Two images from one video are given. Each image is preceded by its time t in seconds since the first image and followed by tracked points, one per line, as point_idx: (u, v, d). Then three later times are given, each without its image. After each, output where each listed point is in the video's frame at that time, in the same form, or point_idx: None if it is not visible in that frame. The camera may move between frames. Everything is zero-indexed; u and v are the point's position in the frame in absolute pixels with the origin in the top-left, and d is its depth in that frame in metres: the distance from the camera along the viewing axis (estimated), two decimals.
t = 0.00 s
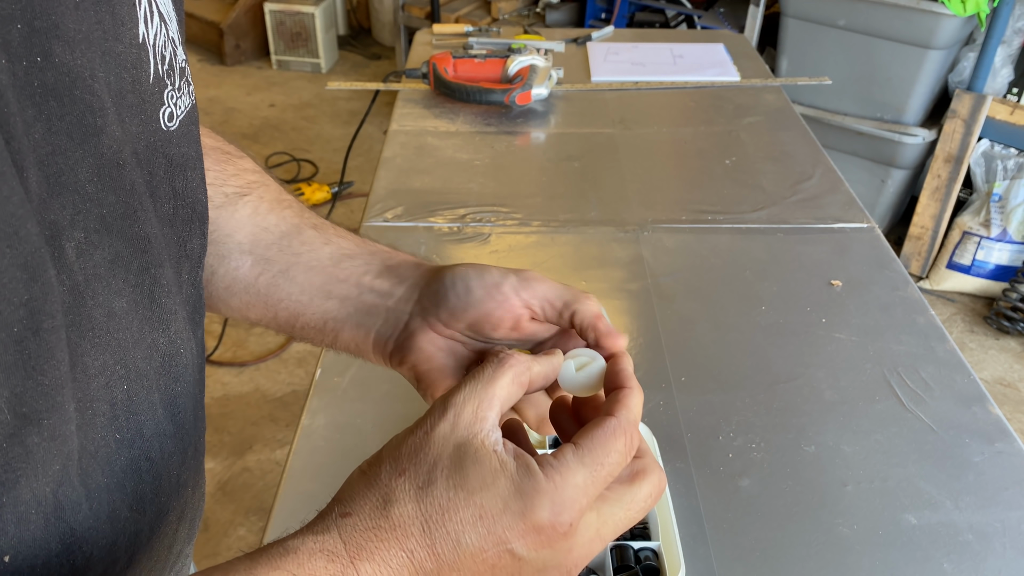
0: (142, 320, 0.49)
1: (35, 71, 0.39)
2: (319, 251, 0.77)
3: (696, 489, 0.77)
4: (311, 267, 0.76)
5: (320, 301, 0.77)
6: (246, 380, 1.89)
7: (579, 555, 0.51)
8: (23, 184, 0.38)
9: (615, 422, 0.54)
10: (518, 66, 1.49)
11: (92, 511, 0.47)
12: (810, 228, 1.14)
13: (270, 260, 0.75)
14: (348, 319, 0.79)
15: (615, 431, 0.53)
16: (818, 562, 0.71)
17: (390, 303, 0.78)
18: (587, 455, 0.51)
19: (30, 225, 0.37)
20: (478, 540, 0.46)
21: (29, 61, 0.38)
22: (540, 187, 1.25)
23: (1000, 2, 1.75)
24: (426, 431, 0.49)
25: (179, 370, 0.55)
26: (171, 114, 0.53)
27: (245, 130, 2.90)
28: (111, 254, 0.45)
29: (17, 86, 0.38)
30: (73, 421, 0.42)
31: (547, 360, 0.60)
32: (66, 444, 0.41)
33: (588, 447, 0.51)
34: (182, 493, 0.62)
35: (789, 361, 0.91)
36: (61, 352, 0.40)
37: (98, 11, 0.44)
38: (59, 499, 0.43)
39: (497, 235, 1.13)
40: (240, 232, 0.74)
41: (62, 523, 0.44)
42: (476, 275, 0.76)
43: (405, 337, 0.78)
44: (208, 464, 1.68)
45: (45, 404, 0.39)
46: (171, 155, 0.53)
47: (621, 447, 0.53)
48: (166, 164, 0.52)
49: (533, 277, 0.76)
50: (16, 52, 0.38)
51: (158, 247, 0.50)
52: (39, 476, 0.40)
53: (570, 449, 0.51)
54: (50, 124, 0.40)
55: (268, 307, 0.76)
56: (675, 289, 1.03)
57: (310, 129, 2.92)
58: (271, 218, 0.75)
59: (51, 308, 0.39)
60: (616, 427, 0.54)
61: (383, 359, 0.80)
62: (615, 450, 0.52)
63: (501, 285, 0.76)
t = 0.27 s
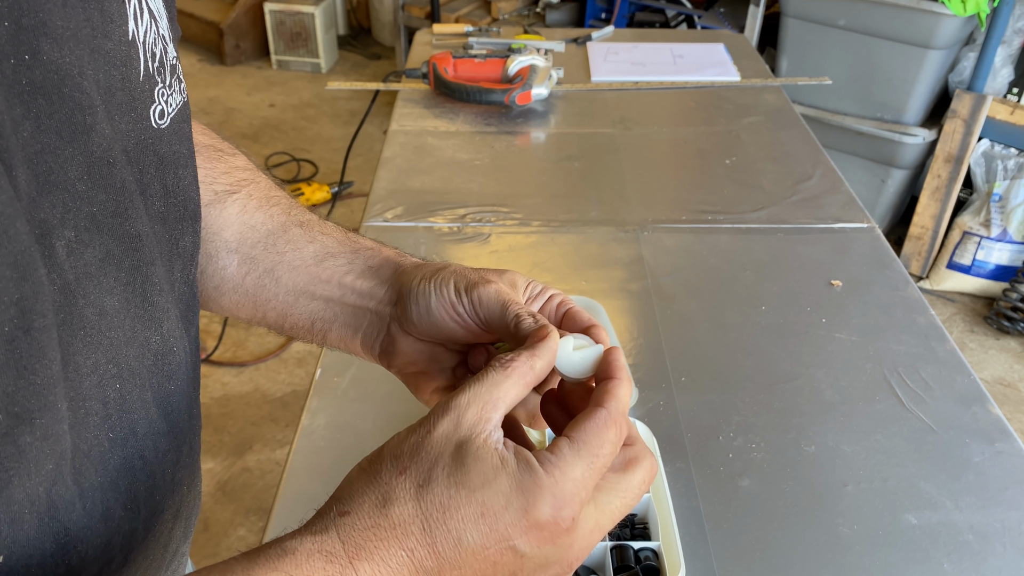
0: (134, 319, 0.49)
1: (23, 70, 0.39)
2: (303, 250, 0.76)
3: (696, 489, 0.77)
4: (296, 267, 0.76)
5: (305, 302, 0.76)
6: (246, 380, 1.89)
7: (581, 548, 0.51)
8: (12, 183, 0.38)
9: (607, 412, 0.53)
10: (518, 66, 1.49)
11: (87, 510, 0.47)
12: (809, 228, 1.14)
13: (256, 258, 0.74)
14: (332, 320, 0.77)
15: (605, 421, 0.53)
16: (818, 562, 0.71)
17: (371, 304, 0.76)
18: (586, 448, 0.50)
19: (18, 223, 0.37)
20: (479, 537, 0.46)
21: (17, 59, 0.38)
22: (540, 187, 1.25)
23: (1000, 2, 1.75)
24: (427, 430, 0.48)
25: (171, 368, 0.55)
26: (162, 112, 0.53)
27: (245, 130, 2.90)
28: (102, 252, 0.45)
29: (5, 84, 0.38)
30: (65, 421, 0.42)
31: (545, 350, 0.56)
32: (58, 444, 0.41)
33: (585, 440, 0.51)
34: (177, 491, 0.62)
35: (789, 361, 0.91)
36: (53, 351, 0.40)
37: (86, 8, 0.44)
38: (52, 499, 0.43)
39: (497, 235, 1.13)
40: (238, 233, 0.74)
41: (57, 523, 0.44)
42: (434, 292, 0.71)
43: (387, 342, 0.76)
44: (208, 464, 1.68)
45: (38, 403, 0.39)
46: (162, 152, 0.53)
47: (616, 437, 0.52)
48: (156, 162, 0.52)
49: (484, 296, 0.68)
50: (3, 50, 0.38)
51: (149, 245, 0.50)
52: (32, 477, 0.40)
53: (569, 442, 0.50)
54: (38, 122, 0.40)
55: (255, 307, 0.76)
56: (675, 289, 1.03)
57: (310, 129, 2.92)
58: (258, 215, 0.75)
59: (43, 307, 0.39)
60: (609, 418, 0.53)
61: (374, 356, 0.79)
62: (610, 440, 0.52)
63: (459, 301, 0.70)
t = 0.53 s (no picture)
0: (128, 319, 0.49)
1: (13, 69, 0.39)
2: (311, 258, 0.77)
3: (696, 489, 0.77)
4: (300, 271, 0.76)
5: (303, 306, 0.75)
6: (246, 380, 1.89)
7: (555, 554, 0.52)
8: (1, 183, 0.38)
9: (592, 426, 0.54)
10: (518, 66, 1.49)
11: (76, 512, 0.47)
12: (810, 228, 1.14)
13: (258, 262, 0.75)
14: (330, 325, 0.76)
15: (589, 433, 0.53)
16: (819, 562, 0.71)
17: (374, 309, 0.75)
18: (563, 459, 0.51)
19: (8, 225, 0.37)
20: (455, 545, 0.47)
21: (6, 58, 0.38)
22: (540, 187, 1.25)
23: (1000, 2, 1.75)
24: (406, 434, 0.48)
25: (167, 368, 0.55)
26: (157, 110, 0.53)
27: (245, 130, 2.90)
28: (96, 252, 0.45)
29: None
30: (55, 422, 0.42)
31: (523, 347, 0.55)
32: (48, 445, 0.41)
33: (564, 450, 0.52)
34: (173, 491, 0.62)
35: (789, 361, 0.91)
36: (43, 352, 0.40)
37: (78, 6, 0.43)
38: (40, 501, 0.43)
39: (497, 236, 1.13)
40: (243, 237, 0.75)
41: (46, 526, 0.44)
42: (448, 286, 0.72)
43: (384, 342, 0.74)
44: (208, 464, 1.68)
45: (26, 406, 0.39)
46: (156, 151, 0.52)
47: (593, 446, 0.53)
48: (151, 161, 0.52)
49: (496, 292, 0.71)
50: None
51: (144, 245, 0.50)
52: (20, 478, 0.40)
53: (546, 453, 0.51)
54: (29, 122, 0.40)
55: (252, 311, 0.75)
56: (675, 289, 1.03)
57: (310, 129, 2.92)
58: (265, 223, 0.76)
59: (33, 308, 0.39)
60: (592, 430, 0.54)
61: (363, 366, 0.76)
62: (589, 451, 0.52)
63: (472, 296, 0.71)
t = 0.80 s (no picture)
0: (122, 321, 0.49)
1: (4, 70, 0.39)
2: (311, 259, 0.77)
3: (696, 489, 0.77)
4: (301, 273, 0.76)
5: (304, 308, 0.75)
6: (246, 380, 1.89)
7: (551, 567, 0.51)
8: None
9: (583, 425, 0.53)
10: (518, 66, 1.49)
11: (70, 517, 0.47)
12: (809, 228, 1.14)
13: (258, 263, 0.75)
14: (331, 327, 0.75)
15: (581, 435, 0.52)
16: (818, 563, 0.71)
17: (375, 312, 0.75)
18: (559, 467, 0.50)
19: None
20: (449, 554, 0.46)
21: None
22: (540, 187, 1.25)
23: (1000, 2, 1.75)
24: (407, 439, 0.48)
25: (161, 371, 0.55)
26: (150, 111, 0.53)
27: (245, 130, 2.90)
28: (89, 254, 0.45)
29: None
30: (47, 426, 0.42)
31: (534, 356, 0.55)
32: (40, 450, 0.41)
33: (560, 458, 0.51)
34: (170, 493, 0.62)
35: (788, 361, 0.91)
36: (34, 356, 0.40)
37: (70, 7, 0.43)
38: (35, 505, 0.43)
39: (497, 236, 1.13)
40: (243, 237, 0.75)
41: (41, 530, 0.44)
42: (450, 291, 0.71)
43: (386, 346, 0.73)
44: (208, 464, 1.68)
45: (18, 410, 0.39)
46: (152, 152, 0.52)
47: (589, 452, 0.52)
48: (146, 162, 0.52)
49: (498, 297, 0.70)
50: None
51: (138, 247, 0.49)
52: (13, 483, 0.40)
53: (543, 461, 0.50)
54: (20, 123, 0.40)
55: (252, 312, 0.75)
56: (675, 289, 1.03)
57: (310, 129, 2.92)
58: (265, 223, 0.76)
59: (24, 311, 0.39)
60: (583, 431, 0.52)
61: (363, 370, 0.76)
62: (583, 455, 0.52)
63: (473, 301, 0.71)
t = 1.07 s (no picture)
0: (121, 322, 0.49)
1: (2, 70, 0.39)
2: (308, 257, 0.76)
3: (696, 489, 0.77)
4: (299, 271, 0.76)
5: (303, 307, 0.76)
6: (246, 380, 1.89)
7: None
8: None
9: (585, 447, 0.53)
10: (518, 66, 1.49)
11: (67, 518, 0.47)
12: (810, 228, 1.14)
13: (257, 262, 0.74)
14: (331, 326, 0.76)
15: (582, 457, 0.52)
16: (819, 562, 0.71)
17: (374, 309, 0.75)
18: (560, 491, 0.50)
19: None
20: None
21: None
22: (540, 187, 1.25)
23: (1000, 2, 1.75)
24: (411, 457, 0.48)
25: (160, 371, 0.55)
26: (149, 111, 0.53)
27: (245, 130, 2.90)
28: (88, 255, 0.45)
29: None
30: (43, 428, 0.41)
31: (542, 377, 0.54)
32: (35, 452, 0.41)
33: (562, 481, 0.51)
34: (168, 494, 0.62)
35: (788, 361, 0.91)
36: (31, 358, 0.40)
37: (68, 6, 0.43)
38: (32, 507, 0.43)
39: (497, 236, 1.13)
40: (241, 236, 0.74)
41: (36, 532, 0.44)
42: (446, 289, 0.71)
43: (387, 346, 0.74)
44: (208, 464, 1.68)
45: (13, 412, 0.38)
46: (150, 152, 0.53)
47: (590, 473, 0.52)
48: (145, 161, 0.52)
49: (495, 292, 0.70)
50: None
51: (137, 247, 0.50)
52: (9, 484, 0.40)
53: (545, 485, 0.50)
54: (18, 123, 0.40)
55: (252, 312, 0.75)
56: (675, 289, 1.03)
57: (310, 129, 2.92)
58: (263, 220, 0.76)
59: (21, 313, 0.39)
60: (585, 452, 0.52)
61: (367, 368, 0.77)
62: (584, 478, 0.52)
63: (471, 297, 0.70)
